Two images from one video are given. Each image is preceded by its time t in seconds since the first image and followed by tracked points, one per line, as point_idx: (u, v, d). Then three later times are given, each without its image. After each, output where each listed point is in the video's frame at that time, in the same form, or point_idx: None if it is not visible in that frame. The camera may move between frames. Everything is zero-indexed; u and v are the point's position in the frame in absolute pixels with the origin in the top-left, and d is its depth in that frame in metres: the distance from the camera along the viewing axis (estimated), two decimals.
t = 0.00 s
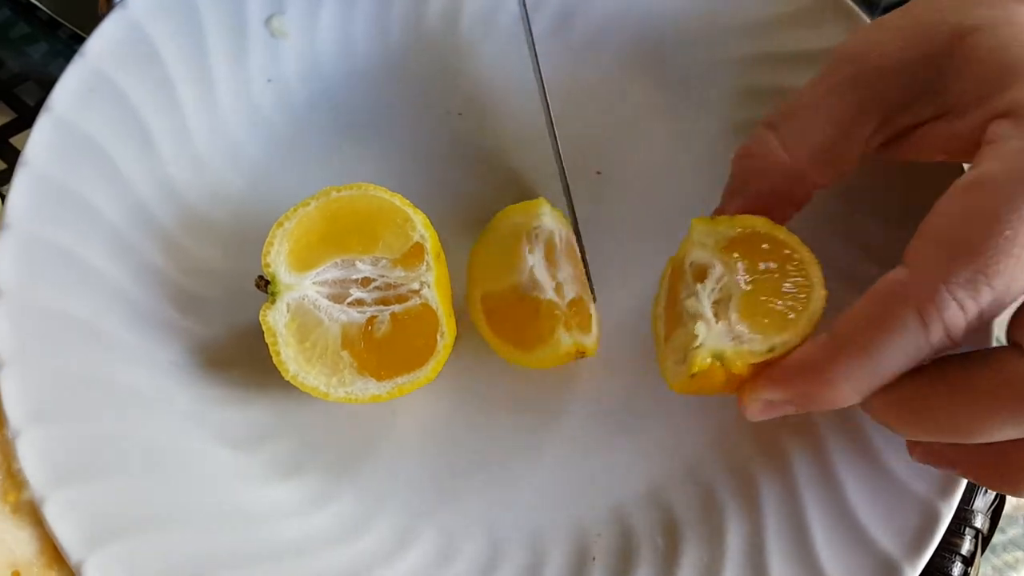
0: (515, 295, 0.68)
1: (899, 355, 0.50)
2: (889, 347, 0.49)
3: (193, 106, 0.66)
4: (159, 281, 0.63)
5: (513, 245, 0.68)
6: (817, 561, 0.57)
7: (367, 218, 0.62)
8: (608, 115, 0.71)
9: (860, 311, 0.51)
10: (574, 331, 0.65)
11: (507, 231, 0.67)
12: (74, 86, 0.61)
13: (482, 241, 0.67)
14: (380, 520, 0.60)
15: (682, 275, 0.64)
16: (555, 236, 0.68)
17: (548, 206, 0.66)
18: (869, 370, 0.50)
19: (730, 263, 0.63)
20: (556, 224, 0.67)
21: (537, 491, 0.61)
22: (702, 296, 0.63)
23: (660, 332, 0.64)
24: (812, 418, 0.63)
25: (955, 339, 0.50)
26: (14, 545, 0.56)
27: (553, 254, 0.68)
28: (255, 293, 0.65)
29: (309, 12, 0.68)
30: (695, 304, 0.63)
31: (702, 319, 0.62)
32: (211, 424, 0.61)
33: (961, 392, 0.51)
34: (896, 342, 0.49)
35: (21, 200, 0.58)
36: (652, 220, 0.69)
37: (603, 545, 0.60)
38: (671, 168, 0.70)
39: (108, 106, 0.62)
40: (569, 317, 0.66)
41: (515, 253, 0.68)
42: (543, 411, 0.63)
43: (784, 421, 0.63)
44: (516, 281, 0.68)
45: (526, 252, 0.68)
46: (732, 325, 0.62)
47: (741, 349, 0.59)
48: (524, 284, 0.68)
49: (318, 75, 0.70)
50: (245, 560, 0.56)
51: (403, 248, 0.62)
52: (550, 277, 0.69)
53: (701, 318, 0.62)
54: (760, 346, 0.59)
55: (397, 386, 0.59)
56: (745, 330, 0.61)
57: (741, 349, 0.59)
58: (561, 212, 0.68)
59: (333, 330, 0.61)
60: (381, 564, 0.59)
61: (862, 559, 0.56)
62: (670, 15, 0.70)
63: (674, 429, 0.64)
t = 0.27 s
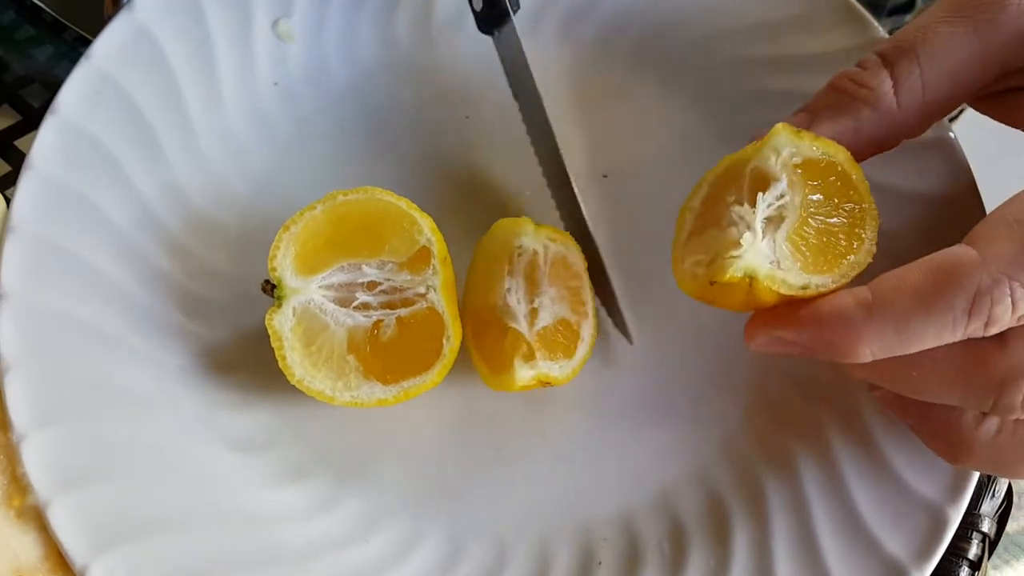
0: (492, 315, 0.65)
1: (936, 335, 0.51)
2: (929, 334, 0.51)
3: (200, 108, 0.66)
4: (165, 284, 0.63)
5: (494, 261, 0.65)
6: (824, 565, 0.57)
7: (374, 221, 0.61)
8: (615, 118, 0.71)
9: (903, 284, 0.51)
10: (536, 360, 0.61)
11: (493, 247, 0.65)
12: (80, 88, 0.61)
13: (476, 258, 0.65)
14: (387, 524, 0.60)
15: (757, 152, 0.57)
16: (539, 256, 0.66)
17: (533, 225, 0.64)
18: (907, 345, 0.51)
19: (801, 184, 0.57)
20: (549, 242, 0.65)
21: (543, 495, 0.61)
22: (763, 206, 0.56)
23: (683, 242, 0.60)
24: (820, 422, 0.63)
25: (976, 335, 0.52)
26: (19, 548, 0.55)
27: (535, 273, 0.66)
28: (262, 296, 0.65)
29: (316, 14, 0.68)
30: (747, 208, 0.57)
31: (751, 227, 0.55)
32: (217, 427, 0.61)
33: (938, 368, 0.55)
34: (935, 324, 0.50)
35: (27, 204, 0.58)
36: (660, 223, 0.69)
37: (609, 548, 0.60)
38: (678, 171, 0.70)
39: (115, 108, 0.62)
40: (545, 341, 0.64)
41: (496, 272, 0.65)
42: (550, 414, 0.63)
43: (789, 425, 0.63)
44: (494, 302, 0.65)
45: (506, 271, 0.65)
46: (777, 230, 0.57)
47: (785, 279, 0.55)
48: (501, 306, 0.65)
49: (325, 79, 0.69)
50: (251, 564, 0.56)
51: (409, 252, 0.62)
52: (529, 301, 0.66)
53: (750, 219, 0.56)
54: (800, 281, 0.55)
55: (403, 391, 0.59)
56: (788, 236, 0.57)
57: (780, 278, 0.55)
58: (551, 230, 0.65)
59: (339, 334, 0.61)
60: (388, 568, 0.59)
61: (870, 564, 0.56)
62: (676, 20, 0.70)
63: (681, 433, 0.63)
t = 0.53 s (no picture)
0: (522, 316, 0.65)
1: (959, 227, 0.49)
2: (954, 214, 0.48)
3: (202, 105, 0.66)
4: (168, 283, 0.63)
5: (524, 263, 0.65)
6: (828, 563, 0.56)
7: (378, 219, 0.61)
8: (618, 115, 0.71)
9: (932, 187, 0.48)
10: (576, 359, 0.62)
11: (515, 249, 0.65)
12: (81, 86, 0.61)
13: (491, 260, 0.64)
14: (391, 522, 0.59)
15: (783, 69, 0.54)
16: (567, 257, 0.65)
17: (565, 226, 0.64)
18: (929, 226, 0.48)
19: (825, 56, 0.54)
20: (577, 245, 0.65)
21: (546, 493, 0.61)
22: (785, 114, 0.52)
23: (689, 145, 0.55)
24: (825, 420, 0.62)
25: (998, 229, 0.50)
26: (22, 547, 0.55)
27: (563, 273, 0.65)
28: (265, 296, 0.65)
29: (318, 12, 0.69)
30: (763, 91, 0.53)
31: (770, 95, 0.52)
32: (220, 426, 0.60)
33: (950, 263, 0.55)
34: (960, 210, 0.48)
35: (28, 202, 0.58)
36: (663, 220, 0.69)
37: (613, 547, 0.60)
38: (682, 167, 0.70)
39: (117, 106, 0.62)
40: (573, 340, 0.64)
41: (526, 273, 0.65)
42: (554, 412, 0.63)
43: (794, 421, 0.63)
44: (524, 303, 0.65)
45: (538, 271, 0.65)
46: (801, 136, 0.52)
47: (799, 148, 0.51)
48: (532, 306, 0.65)
49: (327, 77, 0.70)
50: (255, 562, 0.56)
51: (413, 250, 0.62)
52: (559, 301, 0.65)
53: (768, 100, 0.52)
54: (815, 151, 0.51)
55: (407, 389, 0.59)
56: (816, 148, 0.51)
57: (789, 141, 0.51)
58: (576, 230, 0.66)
59: (343, 333, 0.61)
60: (391, 567, 0.58)
61: (876, 561, 0.55)
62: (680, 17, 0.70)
63: (685, 430, 0.63)
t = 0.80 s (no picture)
0: (513, 325, 0.63)
1: None
2: None
3: (193, 118, 0.66)
4: (160, 297, 0.62)
5: (512, 272, 0.63)
6: None
7: (368, 232, 0.62)
8: (610, 125, 0.71)
9: None
10: (569, 365, 0.61)
11: (504, 258, 0.63)
12: (74, 103, 0.62)
13: (481, 269, 0.63)
14: (383, 534, 0.60)
15: None
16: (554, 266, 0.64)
17: (551, 233, 0.62)
18: None
19: None
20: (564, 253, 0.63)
21: (539, 506, 0.61)
22: None
23: None
24: (815, 431, 0.63)
25: None
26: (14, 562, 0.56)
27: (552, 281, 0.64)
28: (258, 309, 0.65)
29: (310, 25, 0.69)
30: None
31: None
32: (212, 440, 0.61)
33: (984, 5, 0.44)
34: None
35: (22, 218, 0.60)
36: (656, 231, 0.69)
37: (605, 559, 0.60)
38: (673, 179, 0.70)
39: (107, 122, 0.63)
40: (565, 348, 0.62)
41: (514, 282, 0.63)
42: (547, 424, 0.63)
43: (784, 432, 0.64)
44: (514, 313, 0.63)
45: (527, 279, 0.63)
46: None
47: None
48: (524, 315, 0.63)
49: (320, 90, 0.70)
50: None
51: (404, 263, 0.62)
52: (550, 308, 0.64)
53: None
54: None
55: (398, 402, 0.59)
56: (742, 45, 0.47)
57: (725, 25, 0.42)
58: (562, 237, 0.64)
59: (333, 346, 0.61)
60: None
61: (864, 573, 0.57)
62: (668, 34, 0.72)
63: (678, 443, 0.63)
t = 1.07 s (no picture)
0: (512, 326, 0.62)
1: None
2: None
3: (191, 120, 0.66)
4: (159, 298, 0.62)
5: (511, 272, 0.63)
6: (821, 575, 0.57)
7: (366, 233, 0.62)
8: (608, 124, 0.71)
9: None
10: (569, 365, 0.61)
11: (502, 259, 0.63)
12: (74, 105, 0.62)
13: (481, 270, 0.63)
14: (383, 534, 0.60)
15: None
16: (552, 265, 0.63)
17: (549, 234, 0.63)
18: None
19: None
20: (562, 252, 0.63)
21: (539, 506, 0.61)
22: None
23: None
24: (816, 429, 0.63)
25: None
26: (15, 564, 0.56)
27: (551, 281, 0.63)
28: (257, 310, 0.65)
29: (307, 28, 0.69)
30: None
31: None
32: (212, 441, 0.61)
33: None
34: None
35: (22, 221, 0.59)
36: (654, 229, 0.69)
37: (605, 558, 0.60)
38: (672, 178, 0.70)
39: (107, 124, 0.62)
40: (565, 348, 0.62)
41: (513, 282, 0.63)
42: (547, 424, 0.63)
43: (784, 430, 0.63)
44: (513, 313, 0.62)
45: (526, 279, 0.62)
46: None
47: None
48: (524, 315, 0.62)
49: (319, 92, 0.70)
50: None
51: (402, 264, 0.62)
52: (549, 308, 0.63)
53: None
54: None
55: (397, 402, 0.59)
56: None
57: None
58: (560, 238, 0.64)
59: (332, 347, 0.61)
60: None
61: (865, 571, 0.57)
62: (667, 33, 0.72)
63: (678, 442, 0.63)
